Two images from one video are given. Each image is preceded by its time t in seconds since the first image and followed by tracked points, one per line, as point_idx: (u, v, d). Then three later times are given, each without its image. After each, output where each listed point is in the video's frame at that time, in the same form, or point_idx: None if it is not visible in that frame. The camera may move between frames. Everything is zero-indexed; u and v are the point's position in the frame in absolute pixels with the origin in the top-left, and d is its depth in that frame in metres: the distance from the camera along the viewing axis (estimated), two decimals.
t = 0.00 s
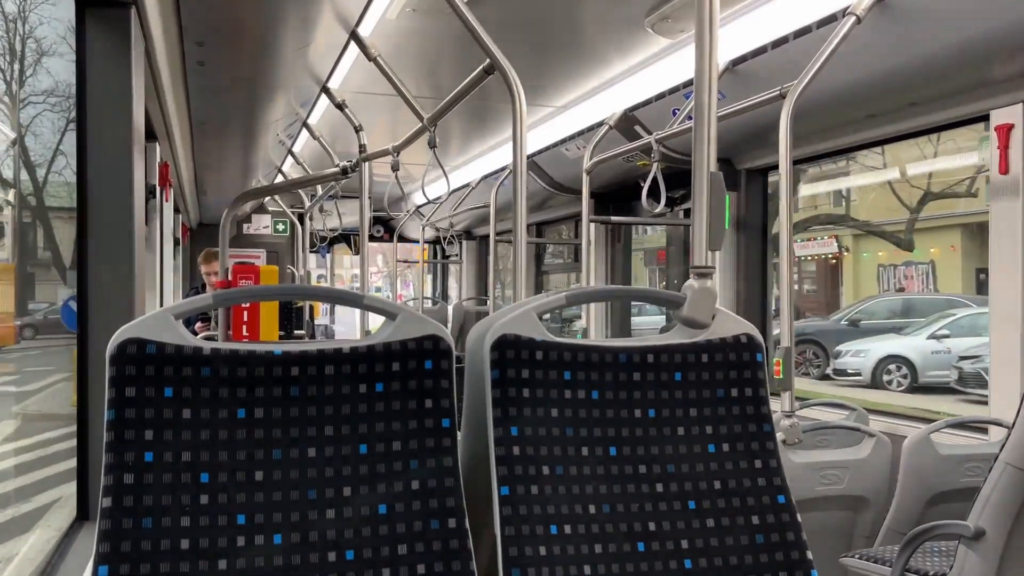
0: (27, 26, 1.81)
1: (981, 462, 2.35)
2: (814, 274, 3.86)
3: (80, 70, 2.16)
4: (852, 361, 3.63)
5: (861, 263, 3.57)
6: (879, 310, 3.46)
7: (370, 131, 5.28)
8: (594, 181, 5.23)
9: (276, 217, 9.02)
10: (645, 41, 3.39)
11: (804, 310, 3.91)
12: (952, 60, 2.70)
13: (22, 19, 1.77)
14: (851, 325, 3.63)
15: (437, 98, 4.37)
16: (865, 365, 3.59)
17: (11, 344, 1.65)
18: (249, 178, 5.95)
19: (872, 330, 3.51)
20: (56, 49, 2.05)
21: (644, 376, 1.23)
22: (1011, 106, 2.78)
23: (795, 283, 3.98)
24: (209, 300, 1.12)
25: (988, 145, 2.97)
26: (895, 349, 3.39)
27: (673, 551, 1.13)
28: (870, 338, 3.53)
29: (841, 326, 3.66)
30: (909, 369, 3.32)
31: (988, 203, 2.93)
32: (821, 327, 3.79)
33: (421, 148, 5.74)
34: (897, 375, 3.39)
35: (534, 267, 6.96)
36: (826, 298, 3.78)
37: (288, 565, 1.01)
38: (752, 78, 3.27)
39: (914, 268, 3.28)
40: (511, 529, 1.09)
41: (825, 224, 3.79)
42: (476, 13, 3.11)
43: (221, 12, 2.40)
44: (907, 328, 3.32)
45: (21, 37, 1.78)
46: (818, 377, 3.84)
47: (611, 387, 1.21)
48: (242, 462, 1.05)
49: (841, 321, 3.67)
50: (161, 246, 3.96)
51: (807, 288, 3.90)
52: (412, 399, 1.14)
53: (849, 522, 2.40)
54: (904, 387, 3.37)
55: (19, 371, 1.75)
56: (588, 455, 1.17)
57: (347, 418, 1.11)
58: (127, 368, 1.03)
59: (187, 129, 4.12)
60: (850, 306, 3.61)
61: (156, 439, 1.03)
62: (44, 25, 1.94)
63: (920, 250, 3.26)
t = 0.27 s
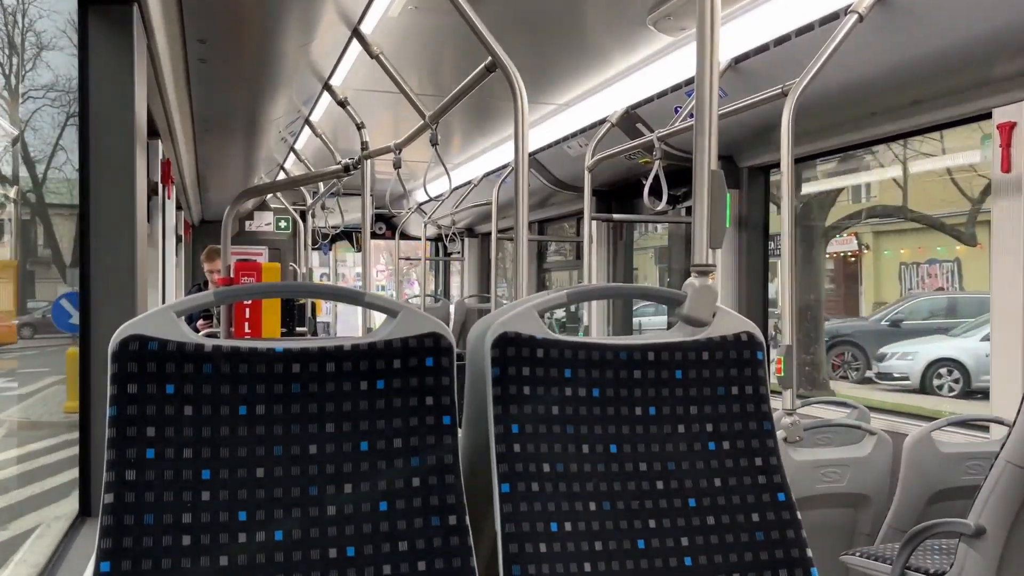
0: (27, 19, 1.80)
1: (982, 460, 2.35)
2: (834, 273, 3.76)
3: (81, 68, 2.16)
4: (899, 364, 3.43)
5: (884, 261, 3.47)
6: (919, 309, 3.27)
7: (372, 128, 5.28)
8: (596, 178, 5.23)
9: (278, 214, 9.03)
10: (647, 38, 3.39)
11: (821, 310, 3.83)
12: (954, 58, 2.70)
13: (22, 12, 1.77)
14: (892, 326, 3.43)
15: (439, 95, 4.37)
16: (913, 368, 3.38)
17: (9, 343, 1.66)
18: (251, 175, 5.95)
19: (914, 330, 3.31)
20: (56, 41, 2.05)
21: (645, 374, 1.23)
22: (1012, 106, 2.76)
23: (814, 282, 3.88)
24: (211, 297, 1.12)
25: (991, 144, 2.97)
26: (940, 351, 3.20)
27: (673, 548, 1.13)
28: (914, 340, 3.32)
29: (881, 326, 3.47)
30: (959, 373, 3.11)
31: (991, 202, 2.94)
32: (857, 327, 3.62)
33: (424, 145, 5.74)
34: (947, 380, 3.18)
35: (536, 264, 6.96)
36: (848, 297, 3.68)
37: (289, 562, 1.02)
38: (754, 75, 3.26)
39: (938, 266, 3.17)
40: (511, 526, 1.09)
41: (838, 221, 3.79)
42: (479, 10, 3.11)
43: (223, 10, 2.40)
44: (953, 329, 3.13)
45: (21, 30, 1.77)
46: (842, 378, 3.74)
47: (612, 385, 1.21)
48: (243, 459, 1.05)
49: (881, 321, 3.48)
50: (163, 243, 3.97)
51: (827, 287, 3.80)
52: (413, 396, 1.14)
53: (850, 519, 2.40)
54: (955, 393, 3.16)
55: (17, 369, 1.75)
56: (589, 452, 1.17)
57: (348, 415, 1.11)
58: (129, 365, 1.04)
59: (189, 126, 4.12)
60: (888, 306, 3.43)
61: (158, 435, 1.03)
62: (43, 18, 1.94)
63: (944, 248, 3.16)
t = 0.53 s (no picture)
0: (26, 12, 1.77)
1: (984, 459, 2.35)
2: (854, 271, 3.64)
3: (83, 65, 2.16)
4: (955, 368, 3.14)
5: (905, 260, 3.40)
6: (965, 310, 3.07)
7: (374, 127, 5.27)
8: (598, 177, 5.23)
9: (280, 212, 9.03)
10: (649, 37, 3.38)
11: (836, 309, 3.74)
12: (961, 56, 2.68)
13: (21, 5, 1.73)
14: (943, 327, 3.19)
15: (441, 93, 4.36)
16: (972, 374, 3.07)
17: (7, 341, 1.65)
18: (254, 173, 5.96)
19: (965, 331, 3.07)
20: (56, 36, 2.01)
21: (647, 372, 1.23)
22: (1013, 104, 2.79)
23: (832, 281, 3.76)
24: (213, 295, 1.12)
25: (994, 142, 2.96)
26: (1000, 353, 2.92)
27: (675, 546, 1.13)
28: (970, 341, 3.05)
29: (931, 327, 3.24)
30: None
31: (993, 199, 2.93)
32: (904, 329, 3.39)
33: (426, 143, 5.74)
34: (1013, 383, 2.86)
35: (538, 262, 6.96)
36: (869, 296, 3.56)
37: (292, 559, 1.02)
38: (757, 74, 3.25)
39: (965, 263, 3.07)
40: (514, 524, 1.09)
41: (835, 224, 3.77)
42: (481, 8, 3.11)
43: (225, 7, 2.40)
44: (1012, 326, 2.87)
45: (20, 24, 1.74)
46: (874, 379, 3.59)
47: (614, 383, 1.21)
48: (246, 457, 1.05)
49: (931, 322, 3.25)
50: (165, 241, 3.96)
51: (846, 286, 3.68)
52: (415, 394, 1.14)
53: (852, 518, 2.40)
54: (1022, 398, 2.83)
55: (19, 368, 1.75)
56: (590, 451, 1.17)
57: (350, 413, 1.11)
58: (132, 363, 1.04)
59: (191, 124, 4.12)
60: (935, 305, 3.22)
61: (161, 433, 1.03)
62: (44, 12, 1.90)
63: (972, 244, 3.06)
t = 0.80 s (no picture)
0: (23, 5, 1.76)
1: (985, 461, 2.35)
2: (873, 270, 3.46)
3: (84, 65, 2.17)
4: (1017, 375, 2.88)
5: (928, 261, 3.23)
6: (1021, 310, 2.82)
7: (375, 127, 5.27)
8: (599, 177, 5.22)
9: (281, 213, 9.03)
10: (650, 38, 3.38)
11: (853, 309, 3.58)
12: (963, 56, 2.67)
13: None
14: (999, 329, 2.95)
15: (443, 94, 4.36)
16: None
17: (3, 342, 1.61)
18: (255, 174, 5.96)
19: None
20: (55, 29, 2.00)
21: (648, 374, 1.23)
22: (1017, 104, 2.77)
23: (850, 280, 3.58)
24: (214, 297, 1.12)
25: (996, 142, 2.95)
26: None
27: (676, 548, 1.13)
28: None
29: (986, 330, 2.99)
30: None
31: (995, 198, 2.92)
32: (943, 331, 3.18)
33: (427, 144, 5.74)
34: None
35: (539, 263, 6.96)
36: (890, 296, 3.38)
37: (293, 562, 1.02)
38: (758, 75, 3.25)
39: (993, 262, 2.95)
40: (515, 525, 1.09)
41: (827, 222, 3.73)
42: (482, 9, 3.11)
43: (226, 7, 2.40)
44: None
45: (17, 17, 1.73)
46: (909, 382, 3.36)
47: (616, 385, 1.21)
48: (247, 459, 1.05)
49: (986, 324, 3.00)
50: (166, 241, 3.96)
51: (866, 286, 3.49)
52: (416, 396, 1.14)
53: (854, 519, 2.40)
54: None
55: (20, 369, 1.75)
56: (592, 453, 1.17)
57: (351, 415, 1.11)
58: (133, 365, 1.04)
59: (193, 124, 4.12)
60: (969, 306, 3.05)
61: (162, 434, 1.03)
62: (41, 4, 1.90)
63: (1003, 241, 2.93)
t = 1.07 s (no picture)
0: None
1: (986, 460, 2.35)
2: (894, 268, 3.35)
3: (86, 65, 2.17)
4: None
5: (952, 258, 3.11)
6: None
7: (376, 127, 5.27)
8: (600, 177, 5.22)
9: (283, 212, 9.03)
10: (651, 37, 3.38)
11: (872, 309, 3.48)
12: (965, 55, 2.67)
13: None
14: None
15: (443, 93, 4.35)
16: None
17: None
18: (256, 172, 5.96)
19: None
20: (52, 22, 1.94)
21: (648, 374, 1.23)
22: (1016, 104, 2.78)
23: (871, 279, 3.47)
24: (216, 296, 1.13)
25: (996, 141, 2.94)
26: None
27: (676, 548, 1.14)
28: None
29: None
30: None
31: (996, 198, 2.91)
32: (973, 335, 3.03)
33: (428, 143, 5.74)
34: None
35: (540, 263, 6.96)
36: (911, 295, 3.28)
37: (294, 561, 1.02)
38: (759, 74, 3.25)
39: None
40: (515, 525, 1.09)
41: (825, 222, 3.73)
42: (484, 9, 3.10)
43: (228, 6, 2.39)
44: None
45: (14, 10, 1.67)
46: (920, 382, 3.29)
47: (616, 384, 1.21)
48: (249, 458, 1.06)
49: None
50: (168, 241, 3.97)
51: (887, 285, 3.38)
52: (417, 395, 1.14)
53: (854, 519, 2.40)
54: None
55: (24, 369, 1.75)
56: (592, 452, 1.17)
57: (352, 414, 1.11)
58: (135, 364, 1.04)
59: (194, 124, 4.13)
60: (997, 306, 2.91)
61: (163, 434, 1.03)
62: None
63: None
